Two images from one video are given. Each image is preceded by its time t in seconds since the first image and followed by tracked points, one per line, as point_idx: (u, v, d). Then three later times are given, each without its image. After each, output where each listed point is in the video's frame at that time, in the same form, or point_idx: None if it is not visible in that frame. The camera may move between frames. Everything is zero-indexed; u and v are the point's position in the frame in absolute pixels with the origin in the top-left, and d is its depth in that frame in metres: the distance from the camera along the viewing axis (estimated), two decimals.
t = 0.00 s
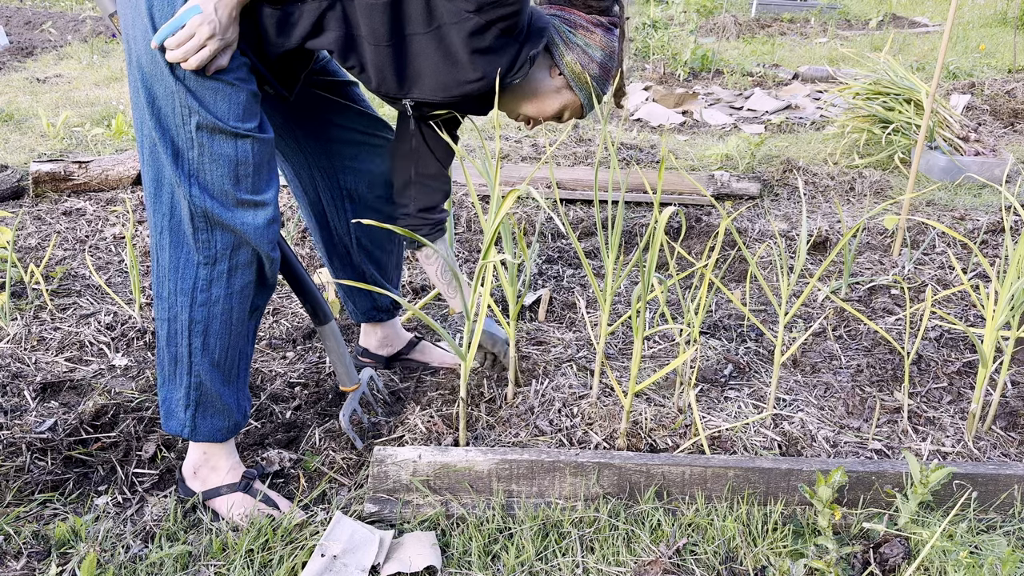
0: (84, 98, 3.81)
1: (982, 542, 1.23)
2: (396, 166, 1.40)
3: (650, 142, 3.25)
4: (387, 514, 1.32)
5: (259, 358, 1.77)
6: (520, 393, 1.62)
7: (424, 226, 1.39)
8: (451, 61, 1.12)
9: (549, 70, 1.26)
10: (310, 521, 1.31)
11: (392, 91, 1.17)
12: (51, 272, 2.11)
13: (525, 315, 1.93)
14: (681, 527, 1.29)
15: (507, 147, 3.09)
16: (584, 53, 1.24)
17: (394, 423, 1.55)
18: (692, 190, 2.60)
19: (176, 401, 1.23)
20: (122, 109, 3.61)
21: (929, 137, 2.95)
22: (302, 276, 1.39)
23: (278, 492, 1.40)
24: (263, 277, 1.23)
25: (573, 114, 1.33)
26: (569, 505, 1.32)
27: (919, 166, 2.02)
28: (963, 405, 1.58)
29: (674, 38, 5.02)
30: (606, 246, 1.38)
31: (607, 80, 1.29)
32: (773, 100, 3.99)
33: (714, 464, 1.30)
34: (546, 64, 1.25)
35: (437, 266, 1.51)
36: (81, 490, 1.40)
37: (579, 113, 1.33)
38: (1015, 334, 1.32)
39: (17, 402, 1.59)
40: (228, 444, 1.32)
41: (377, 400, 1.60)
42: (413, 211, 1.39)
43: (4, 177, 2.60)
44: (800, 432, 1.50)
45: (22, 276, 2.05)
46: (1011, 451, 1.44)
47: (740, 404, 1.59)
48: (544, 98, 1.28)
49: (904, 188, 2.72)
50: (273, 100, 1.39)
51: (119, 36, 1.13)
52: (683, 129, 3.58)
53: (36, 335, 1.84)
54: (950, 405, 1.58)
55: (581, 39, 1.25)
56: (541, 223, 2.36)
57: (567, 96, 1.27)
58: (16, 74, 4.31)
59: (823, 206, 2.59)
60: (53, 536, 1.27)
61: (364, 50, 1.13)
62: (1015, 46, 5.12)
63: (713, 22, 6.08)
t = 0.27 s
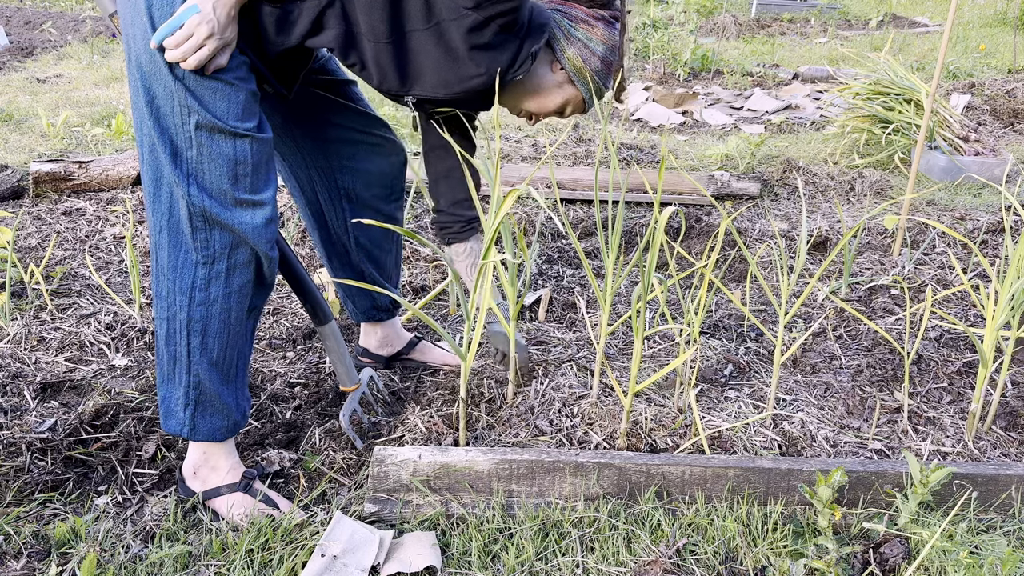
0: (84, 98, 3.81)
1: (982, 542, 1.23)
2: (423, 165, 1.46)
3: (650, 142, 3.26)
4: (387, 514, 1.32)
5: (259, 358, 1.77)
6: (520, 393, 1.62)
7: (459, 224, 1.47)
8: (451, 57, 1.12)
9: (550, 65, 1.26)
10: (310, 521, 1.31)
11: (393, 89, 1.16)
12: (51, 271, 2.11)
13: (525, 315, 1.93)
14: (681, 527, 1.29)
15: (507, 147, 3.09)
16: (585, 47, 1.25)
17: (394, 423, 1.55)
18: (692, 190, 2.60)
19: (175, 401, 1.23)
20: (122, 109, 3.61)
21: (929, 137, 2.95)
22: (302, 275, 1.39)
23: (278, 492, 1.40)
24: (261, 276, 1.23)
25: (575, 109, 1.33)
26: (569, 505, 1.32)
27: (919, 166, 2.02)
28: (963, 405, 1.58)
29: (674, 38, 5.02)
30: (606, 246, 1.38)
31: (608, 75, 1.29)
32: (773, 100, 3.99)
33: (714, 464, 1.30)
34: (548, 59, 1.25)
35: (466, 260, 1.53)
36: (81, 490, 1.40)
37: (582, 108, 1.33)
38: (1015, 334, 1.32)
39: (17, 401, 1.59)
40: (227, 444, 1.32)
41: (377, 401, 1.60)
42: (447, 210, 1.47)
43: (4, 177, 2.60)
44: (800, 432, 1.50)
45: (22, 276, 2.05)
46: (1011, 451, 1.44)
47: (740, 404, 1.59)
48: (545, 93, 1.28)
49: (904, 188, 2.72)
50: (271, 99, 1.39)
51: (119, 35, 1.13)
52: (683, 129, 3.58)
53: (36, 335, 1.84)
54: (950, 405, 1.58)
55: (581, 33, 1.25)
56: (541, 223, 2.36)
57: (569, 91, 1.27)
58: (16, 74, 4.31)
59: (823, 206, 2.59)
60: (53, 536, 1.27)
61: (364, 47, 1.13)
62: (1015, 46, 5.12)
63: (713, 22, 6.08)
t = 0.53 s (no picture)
0: (84, 98, 3.81)
1: (982, 542, 1.23)
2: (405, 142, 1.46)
3: (649, 142, 3.26)
4: (387, 514, 1.32)
5: (259, 358, 1.77)
6: (520, 393, 1.62)
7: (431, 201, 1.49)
8: (453, 44, 1.12)
9: (555, 43, 1.25)
10: (310, 521, 1.31)
11: (397, 77, 1.16)
12: (51, 271, 2.11)
13: (525, 315, 1.93)
14: (681, 527, 1.29)
15: (507, 147, 3.09)
16: (590, 22, 1.22)
17: (394, 423, 1.54)
18: (692, 190, 2.60)
19: (175, 403, 1.23)
20: (122, 109, 3.61)
21: (929, 137, 2.95)
22: (301, 275, 1.39)
23: (278, 492, 1.40)
24: (259, 278, 1.24)
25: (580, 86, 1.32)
26: (569, 505, 1.32)
27: (919, 166, 2.02)
28: (963, 405, 1.58)
29: (674, 38, 5.02)
30: (606, 246, 1.38)
31: (614, 49, 1.27)
32: (773, 100, 3.99)
33: (714, 464, 1.30)
34: (551, 37, 1.24)
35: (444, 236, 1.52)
36: (81, 490, 1.40)
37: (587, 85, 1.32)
38: (1015, 334, 1.32)
39: (17, 401, 1.59)
40: (228, 444, 1.32)
41: (377, 400, 1.60)
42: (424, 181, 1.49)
43: (4, 177, 2.60)
44: (800, 432, 1.50)
45: (22, 276, 2.05)
46: (1011, 451, 1.44)
47: (740, 404, 1.59)
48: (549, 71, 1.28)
49: (904, 188, 2.72)
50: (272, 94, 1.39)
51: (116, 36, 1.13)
52: (683, 129, 3.58)
53: (36, 335, 1.84)
54: (950, 405, 1.58)
55: (585, 8, 1.22)
56: (541, 223, 2.36)
57: (574, 69, 1.27)
58: (16, 74, 4.31)
59: (823, 206, 2.59)
60: (53, 536, 1.27)
61: (365, 38, 1.13)
62: (1015, 46, 5.12)
63: (713, 22, 6.08)
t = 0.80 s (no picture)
0: (84, 98, 3.81)
1: (982, 542, 1.23)
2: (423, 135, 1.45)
3: (649, 142, 3.26)
4: (387, 514, 1.32)
5: (259, 358, 1.77)
6: (520, 393, 1.62)
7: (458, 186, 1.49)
8: (454, 22, 1.08)
9: (560, 10, 1.18)
10: (310, 521, 1.31)
11: (401, 64, 1.14)
12: (51, 272, 2.11)
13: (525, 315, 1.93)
14: (681, 527, 1.29)
15: (507, 146, 3.09)
16: None
17: (394, 423, 1.54)
18: (692, 190, 2.60)
19: (174, 406, 1.24)
20: (122, 109, 3.61)
21: (929, 137, 2.95)
22: (301, 276, 1.39)
23: (278, 492, 1.40)
24: (256, 281, 1.24)
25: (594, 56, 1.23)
26: (569, 505, 1.32)
27: (919, 166, 2.02)
28: (963, 405, 1.58)
29: (674, 38, 5.02)
30: (606, 246, 1.38)
31: (624, 12, 1.19)
32: (773, 100, 3.99)
33: (714, 464, 1.30)
34: (556, 4, 1.18)
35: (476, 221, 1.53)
36: (81, 490, 1.40)
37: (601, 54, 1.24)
38: (1015, 334, 1.32)
39: (17, 401, 1.59)
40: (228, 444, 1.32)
41: (377, 400, 1.60)
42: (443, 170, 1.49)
43: (4, 177, 2.60)
44: (800, 432, 1.50)
45: (21, 276, 2.06)
46: (1011, 451, 1.44)
47: (740, 404, 1.59)
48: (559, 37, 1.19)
49: (904, 188, 2.72)
50: (269, 95, 1.39)
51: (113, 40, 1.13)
52: (683, 129, 3.58)
53: (36, 335, 1.84)
54: (950, 405, 1.58)
55: None
56: (541, 222, 2.36)
57: (584, 35, 1.18)
58: (16, 74, 4.31)
59: (823, 206, 2.59)
60: (53, 536, 1.27)
61: (364, 25, 1.11)
62: (1014, 46, 5.12)
63: (714, 22, 6.08)
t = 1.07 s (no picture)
0: (84, 98, 3.81)
1: (982, 542, 1.23)
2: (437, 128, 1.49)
3: (649, 142, 3.26)
4: (387, 514, 1.32)
5: (259, 358, 1.77)
6: (520, 393, 1.62)
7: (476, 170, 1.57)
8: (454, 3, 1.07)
9: None
10: (310, 521, 1.31)
11: (405, 48, 1.14)
12: (51, 272, 2.11)
13: (526, 315, 1.93)
14: (681, 527, 1.29)
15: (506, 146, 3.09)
16: None
17: (394, 423, 1.54)
18: (692, 190, 2.60)
19: (174, 408, 1.24)
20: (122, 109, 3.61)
21: (929, 137, 2.95)
22: (302, 276, 1.39)
23: (278, 492, 1.40)
24: (255, 283, 1.23)
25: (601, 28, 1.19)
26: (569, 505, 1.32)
27: (919, 166, 2.02)
28: (963, 405, 1.58)
29: (675, 38, 5.02)
30: (606, 246, 1.38)
31: None
32: (773, 100, 3.99)
33: (714, 464, 1.30)
34: None
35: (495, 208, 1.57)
36: (81, 490, 1.40)
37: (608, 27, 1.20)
38: (1015, 334, 1.32)
39: (17, 401, 1.59)
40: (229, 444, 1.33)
41: (377, 400, 1.60)
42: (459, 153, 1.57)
43: (4, 177, 2.60)
44: (800, 432, 1.50)
45: (21, 276, 2.06)
46: (1011, 451, 1.44)
47: (740, 404, 1.59)
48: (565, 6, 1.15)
49: (904, 188, 2.72)
50: (267, 95, 1.38)
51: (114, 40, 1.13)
52: (683, 129, 3.58)
53: (36, 335, 1.84)
54: (950, 405, 1.58)
55: None
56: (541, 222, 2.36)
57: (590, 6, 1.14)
58: (16, 74, 4.31)
59: (823, 207, 2.59)
60: (53, 536, 1.27)
61: (363, 11, 1.09)
62: (1014, 46, 5.12)
63: (714, 22, 6.09)
